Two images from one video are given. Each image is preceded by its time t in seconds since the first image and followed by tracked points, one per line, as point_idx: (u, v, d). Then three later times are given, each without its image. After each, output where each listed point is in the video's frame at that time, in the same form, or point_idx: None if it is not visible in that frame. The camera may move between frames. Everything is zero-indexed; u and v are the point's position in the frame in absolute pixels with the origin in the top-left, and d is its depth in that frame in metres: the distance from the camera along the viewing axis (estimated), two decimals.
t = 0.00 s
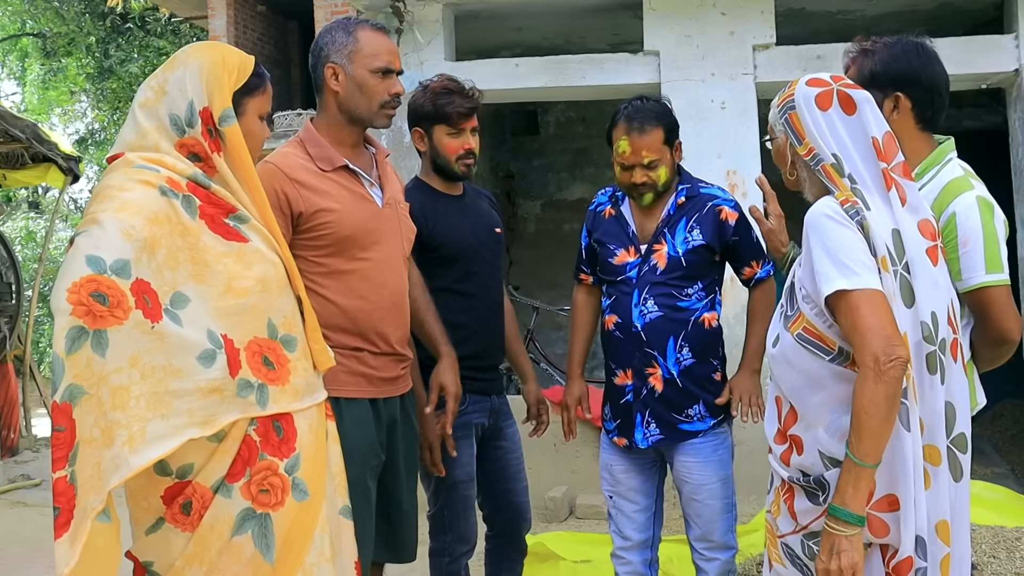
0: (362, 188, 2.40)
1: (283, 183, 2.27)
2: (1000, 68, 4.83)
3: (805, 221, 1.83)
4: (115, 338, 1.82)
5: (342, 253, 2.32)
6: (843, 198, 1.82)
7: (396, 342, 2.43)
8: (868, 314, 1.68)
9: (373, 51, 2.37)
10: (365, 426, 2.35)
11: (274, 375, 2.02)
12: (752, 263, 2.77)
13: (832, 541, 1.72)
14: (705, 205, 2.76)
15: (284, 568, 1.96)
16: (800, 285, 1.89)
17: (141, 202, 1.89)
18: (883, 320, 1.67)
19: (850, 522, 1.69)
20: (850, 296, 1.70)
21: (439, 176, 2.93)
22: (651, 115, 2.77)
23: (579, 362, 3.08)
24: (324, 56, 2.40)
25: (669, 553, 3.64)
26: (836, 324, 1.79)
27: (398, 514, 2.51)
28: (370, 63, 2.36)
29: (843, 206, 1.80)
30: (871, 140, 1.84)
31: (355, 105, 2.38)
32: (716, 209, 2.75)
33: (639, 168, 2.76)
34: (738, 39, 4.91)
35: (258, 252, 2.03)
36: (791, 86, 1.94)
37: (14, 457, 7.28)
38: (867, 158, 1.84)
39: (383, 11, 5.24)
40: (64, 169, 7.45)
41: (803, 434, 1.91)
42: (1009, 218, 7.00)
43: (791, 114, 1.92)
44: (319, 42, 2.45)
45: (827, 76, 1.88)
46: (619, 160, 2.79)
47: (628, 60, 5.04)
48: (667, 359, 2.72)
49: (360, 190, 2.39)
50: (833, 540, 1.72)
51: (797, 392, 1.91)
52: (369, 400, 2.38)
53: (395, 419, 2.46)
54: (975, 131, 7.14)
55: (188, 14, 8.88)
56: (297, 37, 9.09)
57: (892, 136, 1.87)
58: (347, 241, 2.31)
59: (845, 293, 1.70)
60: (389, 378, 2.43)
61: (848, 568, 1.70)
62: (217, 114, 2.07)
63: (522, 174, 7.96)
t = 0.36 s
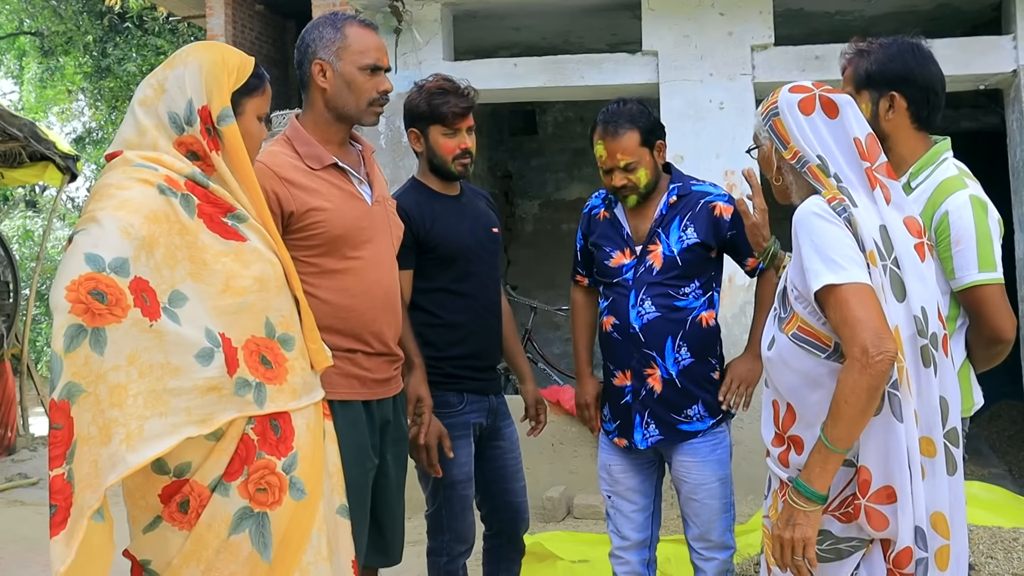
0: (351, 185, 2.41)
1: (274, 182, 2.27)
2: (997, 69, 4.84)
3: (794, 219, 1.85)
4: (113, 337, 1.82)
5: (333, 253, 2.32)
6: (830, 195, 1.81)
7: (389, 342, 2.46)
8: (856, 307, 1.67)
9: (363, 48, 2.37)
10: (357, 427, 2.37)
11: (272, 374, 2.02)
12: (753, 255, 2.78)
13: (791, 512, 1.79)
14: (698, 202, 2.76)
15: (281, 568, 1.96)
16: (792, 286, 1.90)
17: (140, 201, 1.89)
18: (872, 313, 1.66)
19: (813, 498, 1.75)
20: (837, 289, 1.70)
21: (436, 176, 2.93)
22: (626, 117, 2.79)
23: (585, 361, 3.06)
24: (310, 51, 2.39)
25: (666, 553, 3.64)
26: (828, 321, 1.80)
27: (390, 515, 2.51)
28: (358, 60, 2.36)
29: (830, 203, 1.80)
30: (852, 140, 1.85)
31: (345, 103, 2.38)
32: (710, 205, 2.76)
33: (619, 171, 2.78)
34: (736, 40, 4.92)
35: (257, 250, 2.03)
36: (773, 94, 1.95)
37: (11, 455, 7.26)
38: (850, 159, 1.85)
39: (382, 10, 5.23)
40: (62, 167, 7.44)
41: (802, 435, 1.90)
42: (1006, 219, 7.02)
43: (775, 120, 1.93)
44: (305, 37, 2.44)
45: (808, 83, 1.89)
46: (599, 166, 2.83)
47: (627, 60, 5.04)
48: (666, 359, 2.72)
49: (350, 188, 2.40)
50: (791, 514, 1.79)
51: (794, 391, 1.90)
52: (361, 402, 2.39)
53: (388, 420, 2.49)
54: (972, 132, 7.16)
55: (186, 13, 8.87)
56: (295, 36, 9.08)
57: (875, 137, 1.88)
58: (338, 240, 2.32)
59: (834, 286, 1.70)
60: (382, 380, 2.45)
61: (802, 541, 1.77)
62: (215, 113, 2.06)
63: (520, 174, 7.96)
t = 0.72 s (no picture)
0: (349, 184, 2.40)
1: (272, 182, 2.26)
2: (998, 71, 4.84)
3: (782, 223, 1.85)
4: (113, 334, 1.82)
5: (334, 252, 2.32)
6: (818, 197, 1.82)
7: (389, 343, 2.46)
8: (851, 298, 1.68)
9: (361, 46, 2.37)
10: (354, 428, 2.37)
11: (273, 373, 2.02)
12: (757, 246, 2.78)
13: (814, 513, 1.75)
14: (693, 201, 2.77)
15: (281, 566, 1.96)
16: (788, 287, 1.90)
17: (141, 199, 1.88)
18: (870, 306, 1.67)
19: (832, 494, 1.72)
20: (831, 282, 1.71)
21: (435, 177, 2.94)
22: (610, 120, 2.79)
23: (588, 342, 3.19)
24: (308, 50, 2.39)
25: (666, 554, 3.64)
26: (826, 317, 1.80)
27: (386, 515, 2.51)
28: (358, 58, 2.36)
29: (818, 203, 1.81)
30: (838, 144, 1.85)
31: (343, 101, 2.37)
32: (706, 203, 2.76)
33: (606, 173, 2.78)
34: (737, 41, 4.92)
35: (257, 250, 2.03)
36: (757, 109, 1.97)
37: (11, 454, 7.26)
38: (837, 161, 1.85)
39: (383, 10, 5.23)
40: (62, 166, 7.44)
41: (808, 435, 1.90)
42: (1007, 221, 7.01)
43: (761, 132, 1.94)
44: (303, 35, 2.43)
45: (791, 95, 1.91)
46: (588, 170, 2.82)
47: (627, 61, 5.04)
48: (667, 360, 2.72)
49: (348, 187, 2.40)
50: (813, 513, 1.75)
51: (797, 392, 1.90)
52: (359, 403, 2.39)
53: (387, 420, 2.49)
54: (973, 135, 7.15)
55: (187, 11, 8.87)
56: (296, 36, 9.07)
57: (857, 142, 1.89)
58: (338, 240, 2.32)
59: (828, 281, 1.71)
60: (381, 381, 2.45)
61: (828, 541, 1.74)
62: (218, 112, 2.07)
63: (520, 175, 7.96)
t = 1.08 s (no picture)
0: (355, 184, 2.40)
1: (277, 181, 2.26)
2: (1002, 75, 4.84)
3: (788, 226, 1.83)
4: (116, 333, 1.81)
5: (339, 253, 2.32)
6: (823, 198, 1.82)
7: (391, 344, 2.46)
8: (860, 298, 1.68)
9: (369, 46, 2.37)
10: (357, 428, 2.37)
11: (275, 373, 2.02)
12: (760, 244, 2.76)
13: (818, 509, 1.75)
14: (693, 202, 2.77)
15: (283, 566, 1.96)
16: (793, 290, 1.89)
17: (146, 197, 1.88)
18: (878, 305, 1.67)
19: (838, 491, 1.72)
20: (838, 282, 1.71)
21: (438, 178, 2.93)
22: (605, 123, 2.80)
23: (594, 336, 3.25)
24: (315, 49, 2.39)
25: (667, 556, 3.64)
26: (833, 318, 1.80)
27: (387, 516, 2.51)
28: (364, 58, 2.36)
29: (824, 205, 1.81)
30: (842, 148, 1.86)
31: (350, 100, 2.38)
32: (706, 203, 2.76)
33: (602, 176, 2.77)
34: (741, 44, 4.92)
35: (261, 249, 2.03)
36: (763, 112, 1.98)
37: (12, 451, 7.27)
38: (839, 164, 1.86)
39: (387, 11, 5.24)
40: (65, 164, 7.44)
41: (814, 437, 1.90)
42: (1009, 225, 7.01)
43: (767, 134, 1.95)
44: (309, 34, 2.43)
45: (797, 99, 1.92)
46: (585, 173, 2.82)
47: (631, 63, 5.04)
48: (670, 361, 2.72)
49: (353, 187, 2.40)
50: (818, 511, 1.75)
51: (803, 393, 1.90)
52: (361, 404, 2.39)
53: (389, 422, 2.49)
54: (976, 139, 7.15)
55: (191, 11, 8.87)
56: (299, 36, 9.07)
57: (861, 148, 1.90)
58: (344, 240, 2.32)
59: (836, 281, 1.71)
60: (383, 382, 2.45)
61: (830, 537, 1.73)
62: (224, 110, 2.07)
63: (523, 176, 7.97)
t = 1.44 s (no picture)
0: (359, 185, 2.40)
1: (282, 183, 2.27)
2: (1006, 79, 4.84)
3: (803, 225, 1.85)
4: (119, 332, 1.81)
5: (343, 254, 2.33)
6: (841, 205, 1.80)
7: (396, 345, 2.45)
8: (870, 315, 1.68)
9: (391, 51, 2.40)
10: (360, 427, 2.37)
11: (279, 372, 2.02)
12: (762, 242, 2.78)
13: (820, 529, 1.76)
14: (693, 203, 2.77)
15: (286, 566, 1.96)
16: (801, 292, 1.89)
17: (150, 197, 1.88)
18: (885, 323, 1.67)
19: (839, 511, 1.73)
20: (848, 298, 1.71)
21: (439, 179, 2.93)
22: (603, 127, 2.79)
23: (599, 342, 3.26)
24: (336, 50, 2.36)
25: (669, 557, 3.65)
26: (838, 328, 1.80)
27: (389, 516, 2.51)
28: (386, 62, 2.38)
29: (841, 212, 1.80)
30: (873, 147, 1.84)
31: (369, 104, 2.39)
32: (706, 204, 2.76)
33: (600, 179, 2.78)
34: (745, 46, 4.92)
35: (265, 249, 2.03)
36: (792, 96, 1.93)
37: (13, 451, 7.27)
38: (868, 166, 1.84)
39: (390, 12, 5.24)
40: (68, 164, 7.44)
41: (811, 440, 1.89)
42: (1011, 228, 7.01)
43: (792, 122, 1.90)
44: (325, 31, 2.41)
45: (829, 88, 1.88)
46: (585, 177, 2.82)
47: (634, 66, 5.04)
48: (674, 362, 2.72)
49: (358, 188, 2.40)
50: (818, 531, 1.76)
51: (803, 396, 1.90)
52: (365, 404, 2.39)
53: (392, 423, 2.49)
54: (980, 142, 7.15)
55: (194, 11, 8.88)
56: (301, 37, 9.08)
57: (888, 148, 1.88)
58: (349, 241, 2.32)
59: (847, 295, 1.70)
60: (387, 382, 2.45)
61: (833, 557, 1.74)
62: (229, 110, 2.08)
63: (525, 177, 7.97)
